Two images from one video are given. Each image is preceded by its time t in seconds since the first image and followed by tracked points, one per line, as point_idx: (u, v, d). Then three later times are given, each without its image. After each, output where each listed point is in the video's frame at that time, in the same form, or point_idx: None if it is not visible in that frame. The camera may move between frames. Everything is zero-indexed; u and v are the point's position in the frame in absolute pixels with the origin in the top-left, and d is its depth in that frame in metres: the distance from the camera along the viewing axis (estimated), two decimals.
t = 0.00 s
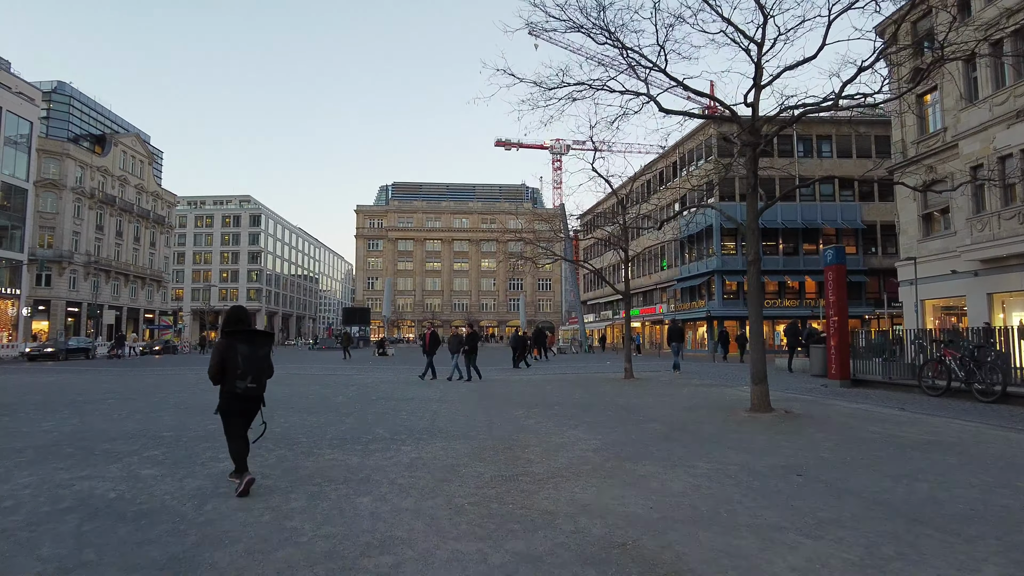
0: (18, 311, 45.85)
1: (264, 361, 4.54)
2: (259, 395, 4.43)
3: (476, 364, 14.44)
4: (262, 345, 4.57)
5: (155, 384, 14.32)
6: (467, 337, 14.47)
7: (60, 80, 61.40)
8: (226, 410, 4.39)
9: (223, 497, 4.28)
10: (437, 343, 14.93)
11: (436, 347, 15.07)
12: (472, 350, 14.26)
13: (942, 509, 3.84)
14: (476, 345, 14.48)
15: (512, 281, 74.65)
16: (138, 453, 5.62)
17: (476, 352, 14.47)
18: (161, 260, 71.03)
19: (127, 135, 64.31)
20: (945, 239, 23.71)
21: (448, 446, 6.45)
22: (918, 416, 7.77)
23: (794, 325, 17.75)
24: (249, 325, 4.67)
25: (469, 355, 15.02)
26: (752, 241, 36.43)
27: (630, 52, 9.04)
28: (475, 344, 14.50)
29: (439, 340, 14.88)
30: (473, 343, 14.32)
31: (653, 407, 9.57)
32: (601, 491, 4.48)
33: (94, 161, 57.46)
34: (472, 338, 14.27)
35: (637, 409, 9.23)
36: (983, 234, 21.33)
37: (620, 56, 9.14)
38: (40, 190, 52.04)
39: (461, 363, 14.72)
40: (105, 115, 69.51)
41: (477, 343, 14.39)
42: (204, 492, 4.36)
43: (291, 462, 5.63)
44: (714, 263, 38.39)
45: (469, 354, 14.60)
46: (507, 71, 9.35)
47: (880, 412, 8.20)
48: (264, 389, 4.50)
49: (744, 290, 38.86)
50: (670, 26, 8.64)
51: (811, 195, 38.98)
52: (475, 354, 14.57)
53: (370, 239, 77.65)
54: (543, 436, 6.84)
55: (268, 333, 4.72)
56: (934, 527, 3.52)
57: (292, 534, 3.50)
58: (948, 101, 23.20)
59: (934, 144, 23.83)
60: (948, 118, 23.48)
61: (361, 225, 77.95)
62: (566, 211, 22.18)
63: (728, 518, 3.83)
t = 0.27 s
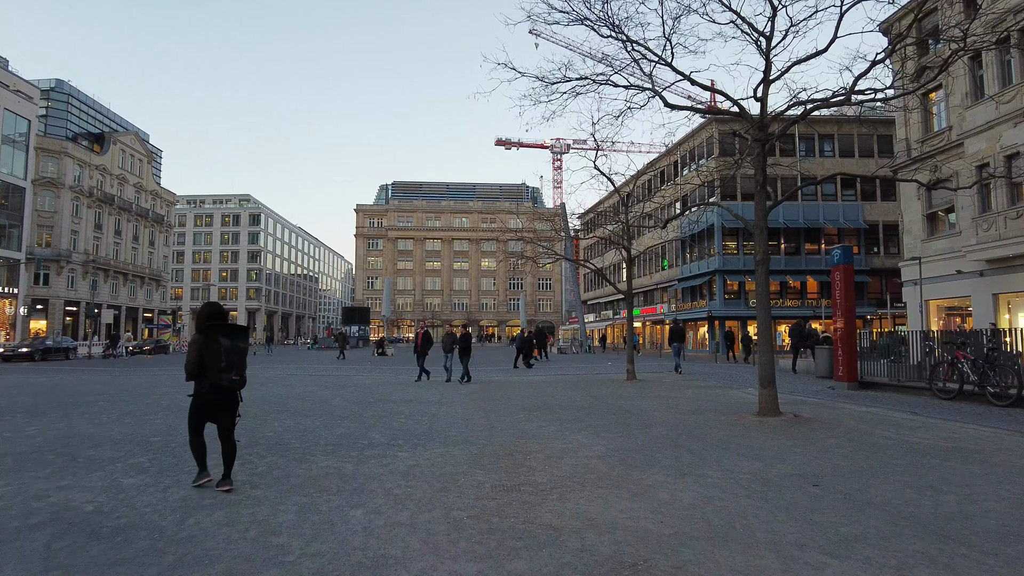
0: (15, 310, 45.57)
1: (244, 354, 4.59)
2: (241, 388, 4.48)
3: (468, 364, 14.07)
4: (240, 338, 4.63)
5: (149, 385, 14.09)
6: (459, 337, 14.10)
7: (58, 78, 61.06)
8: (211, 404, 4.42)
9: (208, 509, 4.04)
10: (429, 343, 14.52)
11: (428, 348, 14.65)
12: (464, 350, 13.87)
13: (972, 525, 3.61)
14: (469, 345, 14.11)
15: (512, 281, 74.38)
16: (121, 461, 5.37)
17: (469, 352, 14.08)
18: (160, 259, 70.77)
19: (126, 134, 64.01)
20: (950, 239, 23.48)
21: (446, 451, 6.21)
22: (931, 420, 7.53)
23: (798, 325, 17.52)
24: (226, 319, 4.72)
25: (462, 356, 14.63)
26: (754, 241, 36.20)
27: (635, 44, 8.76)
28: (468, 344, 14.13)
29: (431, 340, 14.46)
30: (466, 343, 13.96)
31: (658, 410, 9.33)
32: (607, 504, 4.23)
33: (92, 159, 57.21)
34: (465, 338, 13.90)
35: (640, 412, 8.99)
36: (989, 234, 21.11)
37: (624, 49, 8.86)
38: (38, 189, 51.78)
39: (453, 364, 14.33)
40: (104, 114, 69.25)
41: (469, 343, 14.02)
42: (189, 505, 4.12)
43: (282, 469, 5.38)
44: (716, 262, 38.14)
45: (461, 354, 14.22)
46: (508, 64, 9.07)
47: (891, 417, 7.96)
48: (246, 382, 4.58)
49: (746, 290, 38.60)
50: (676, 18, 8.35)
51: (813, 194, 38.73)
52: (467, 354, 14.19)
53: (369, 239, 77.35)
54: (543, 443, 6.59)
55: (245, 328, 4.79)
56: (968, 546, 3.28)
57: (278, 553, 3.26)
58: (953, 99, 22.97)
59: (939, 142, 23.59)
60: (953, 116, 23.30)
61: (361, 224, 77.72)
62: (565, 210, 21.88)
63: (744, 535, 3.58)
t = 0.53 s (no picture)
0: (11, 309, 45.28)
1: (205, 354, 4.59)
2: (205, 389, 4.49)
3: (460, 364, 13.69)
4: (201, 338, 4.63)
5: (141, 385, 13.83)
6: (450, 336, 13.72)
7: (54, 77, 60.73)
8: (172, 406, 4.40)
9: (183, 513, 3.78)
10: (421, 342, 14.12)
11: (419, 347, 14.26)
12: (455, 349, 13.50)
13: (1003, 531, 3.35)
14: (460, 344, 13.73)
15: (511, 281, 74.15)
16: (101, 462, 5.12)
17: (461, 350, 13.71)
18: (157, 259, 70.45)
19: (123, 133, 63.74)
20: (952, 237, 23.27)
21: (441, 452, 5.98)
22: (941, 420, 7.29)
23: (800, 324, 17.29)
24: (190, 317, 4.67)
25: (452, 355, 14.18)
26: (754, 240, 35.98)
27: (635, 33, 8.45)
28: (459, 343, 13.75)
29: (423, 339, 14.06)
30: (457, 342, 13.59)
31: (659, 410, 9.10)
32: (609, 508, 3.99)
33: (89, 159, 56.90)
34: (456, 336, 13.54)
35: (641, 412, 8.76)
36: (992, 233, 20.91)
37: (624, 38, 8.54)
38: (34, 188, 51.48)
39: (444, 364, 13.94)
40: (101, 113, 68.98)
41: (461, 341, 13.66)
42: (163, 509, 3.86)
43: (269, 471, 5.14)
44: (716, 262, 37.90)
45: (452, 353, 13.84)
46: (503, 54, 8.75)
47: (900, 415, 7.72)
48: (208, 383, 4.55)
49: (746, 289, 38.39)
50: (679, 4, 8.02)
51: (813, 193, 38.52)
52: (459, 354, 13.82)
53: (368, 239, 77.11)
54: (541, 443, 6.34)
55: (209, 328, 4.76)
56: (1004, 557, 3.02)
57: (254, 562, 2.99)
58: (956, 96, 22.79)
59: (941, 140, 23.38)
60: (955, 114, 23.11)
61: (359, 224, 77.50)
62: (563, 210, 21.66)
63: (758, 542, 3.35)
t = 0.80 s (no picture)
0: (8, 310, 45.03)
1: (169, 354, 4.57)
2: (163, 388, 4.45)
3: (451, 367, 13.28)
4: (166, 338, 4.60)
5: (135, 388, 13.60)
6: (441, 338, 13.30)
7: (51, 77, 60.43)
8: (130, 404, 4.39)
9: (161, 532, 3.55)
10: (411, 344, 13.70)
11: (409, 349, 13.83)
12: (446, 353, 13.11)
13: None
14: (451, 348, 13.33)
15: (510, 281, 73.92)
16: (82, 473, 4.89)
17: (452, 354, 13.30)
18: (155, 259, 70.18)
19: (121, 133, 63.49)
20: (955, 237, 23.06)
21: (438, 461, 5.75)
22: (955, 424, 7.07)
23: (803, 325, 17.08)
24: (155, 318, 4.69)
25: (441, 357, 13.62)
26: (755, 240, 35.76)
27: (638, 28, 8.20)
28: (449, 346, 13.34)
29: (411, 341, 13.65)
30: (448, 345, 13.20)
31: (663, 414, 8.87)
32: (614, 525, 3.76)
33: (87, 159, 56.65)
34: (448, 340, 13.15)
35: (644, 416, 8.53)
36: (996, 233, 20.72)
37: (626, 33, 8.30)
38: (30, 189, 51.24)
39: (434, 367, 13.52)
40: (98, 113, 68.74)
41: (452, 345, 13.27)
42: (141, 527, 3.62)
43: (258, 483, 4.91)
44: (716, 262, 37.69)
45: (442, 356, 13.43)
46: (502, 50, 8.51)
47: (912, 420, 7.50)
48: (169, 382, 4.53)
49: (746, 290, 38.16)
50: None
51: (814, 193, 38.31)
52: (449, 357, 13.41)
53: (367, 239, 76.92)
54: (543, 451, 6.12)
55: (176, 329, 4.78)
56: None
57: None
58: (959, 95, 22.60)
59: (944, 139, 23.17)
60: (959, 113, 22.89)
61: (358, 225, 77.27)
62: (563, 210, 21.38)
63: (778, 563, 3.12)
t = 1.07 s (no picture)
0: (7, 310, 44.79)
1: (139, 352, 4.65)
2: (133, 385, 4.53)
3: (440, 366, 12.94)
4: (138, 336, 4.69)
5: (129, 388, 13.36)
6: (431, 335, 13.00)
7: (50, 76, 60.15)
8: (99, 400, 4.46)
9: (135, 541, 3.31)
10: (402, 342, 13.38)
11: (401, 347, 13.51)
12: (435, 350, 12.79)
13: None
14: (440, 345, 13.02)
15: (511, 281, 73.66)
16: (59, 476, 4.65)
17: (441, 351, 12.98)
18: (155, 259, 69.94)
19: (121, 132, 63.24)
20: (961, 235, 22.81)
21: (435, 463, 5.52)
22: (970, 425, 6.82)
23: (807, 324, 16.82)
24: (126, 314, 4.76)
25: (432, 355, 13.19)
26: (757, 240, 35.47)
27: (641, 15, 7.93)
28: (439, 344, 13.04)
29: (402, 338, 13.33)
30: (437, 342, 12.90)
31: (667, 415, 8.62)
32: (620, 532, 3.52)
33: (86, 158, 56.43)
34: (437, 336, 12.84)
35: (648, 417, 8.29)
36: (1003, 230, 20.49)
37: (629, 21, 8.03)
38: (29, 188, 51.01)
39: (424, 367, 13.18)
40: (98, 112, 68.53)
41: (441, 342, 12.96)
42: (114, 535, 3.38)
43: (247, 485, 4.67)
44: (718, 261, 37.42)
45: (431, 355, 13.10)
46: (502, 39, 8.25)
47: (925, 420, 7.25)
48: (138, 379, 4.61)
49: (749, 289, 37.91)
50: None
51: (816, 191, 38.03)
52: (440, 355, 13.06)
53: (368, 238, 76.67)
54: (544, 453, 5.89)
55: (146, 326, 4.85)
56: None
57: None
58: (965, 91, 22.33)
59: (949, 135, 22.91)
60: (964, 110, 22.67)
61: (359, 224, 77.04)
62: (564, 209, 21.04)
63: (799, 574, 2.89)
